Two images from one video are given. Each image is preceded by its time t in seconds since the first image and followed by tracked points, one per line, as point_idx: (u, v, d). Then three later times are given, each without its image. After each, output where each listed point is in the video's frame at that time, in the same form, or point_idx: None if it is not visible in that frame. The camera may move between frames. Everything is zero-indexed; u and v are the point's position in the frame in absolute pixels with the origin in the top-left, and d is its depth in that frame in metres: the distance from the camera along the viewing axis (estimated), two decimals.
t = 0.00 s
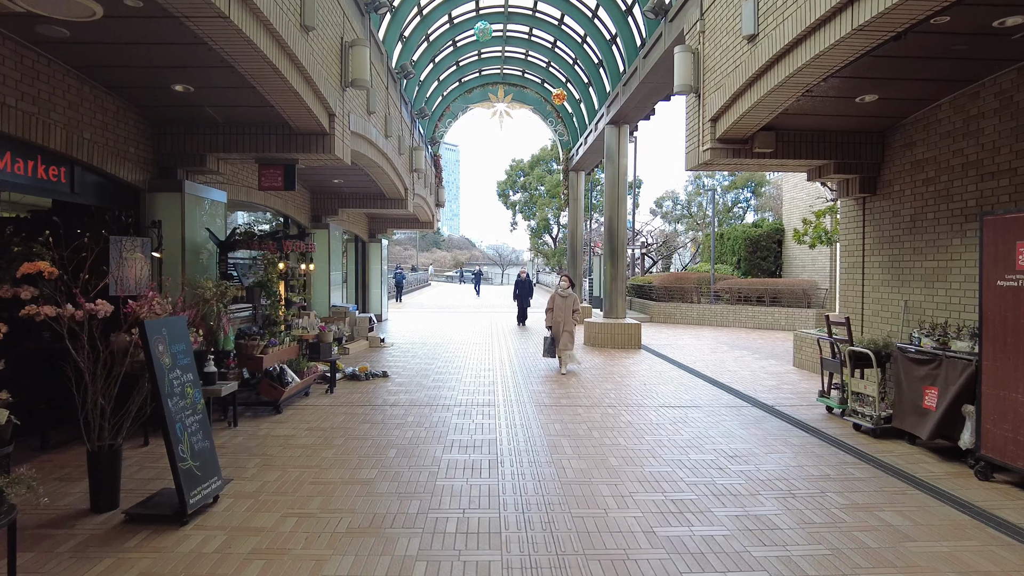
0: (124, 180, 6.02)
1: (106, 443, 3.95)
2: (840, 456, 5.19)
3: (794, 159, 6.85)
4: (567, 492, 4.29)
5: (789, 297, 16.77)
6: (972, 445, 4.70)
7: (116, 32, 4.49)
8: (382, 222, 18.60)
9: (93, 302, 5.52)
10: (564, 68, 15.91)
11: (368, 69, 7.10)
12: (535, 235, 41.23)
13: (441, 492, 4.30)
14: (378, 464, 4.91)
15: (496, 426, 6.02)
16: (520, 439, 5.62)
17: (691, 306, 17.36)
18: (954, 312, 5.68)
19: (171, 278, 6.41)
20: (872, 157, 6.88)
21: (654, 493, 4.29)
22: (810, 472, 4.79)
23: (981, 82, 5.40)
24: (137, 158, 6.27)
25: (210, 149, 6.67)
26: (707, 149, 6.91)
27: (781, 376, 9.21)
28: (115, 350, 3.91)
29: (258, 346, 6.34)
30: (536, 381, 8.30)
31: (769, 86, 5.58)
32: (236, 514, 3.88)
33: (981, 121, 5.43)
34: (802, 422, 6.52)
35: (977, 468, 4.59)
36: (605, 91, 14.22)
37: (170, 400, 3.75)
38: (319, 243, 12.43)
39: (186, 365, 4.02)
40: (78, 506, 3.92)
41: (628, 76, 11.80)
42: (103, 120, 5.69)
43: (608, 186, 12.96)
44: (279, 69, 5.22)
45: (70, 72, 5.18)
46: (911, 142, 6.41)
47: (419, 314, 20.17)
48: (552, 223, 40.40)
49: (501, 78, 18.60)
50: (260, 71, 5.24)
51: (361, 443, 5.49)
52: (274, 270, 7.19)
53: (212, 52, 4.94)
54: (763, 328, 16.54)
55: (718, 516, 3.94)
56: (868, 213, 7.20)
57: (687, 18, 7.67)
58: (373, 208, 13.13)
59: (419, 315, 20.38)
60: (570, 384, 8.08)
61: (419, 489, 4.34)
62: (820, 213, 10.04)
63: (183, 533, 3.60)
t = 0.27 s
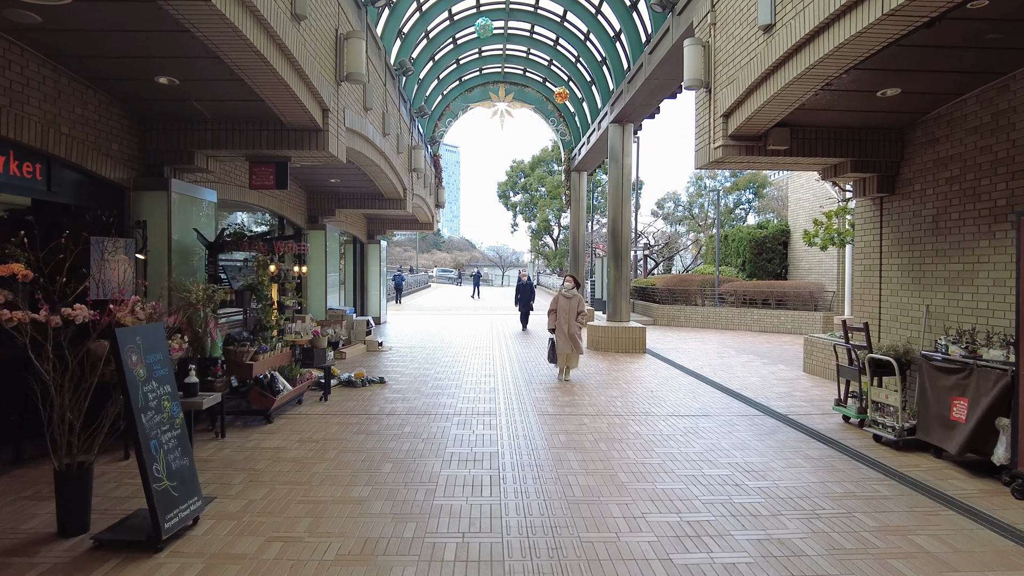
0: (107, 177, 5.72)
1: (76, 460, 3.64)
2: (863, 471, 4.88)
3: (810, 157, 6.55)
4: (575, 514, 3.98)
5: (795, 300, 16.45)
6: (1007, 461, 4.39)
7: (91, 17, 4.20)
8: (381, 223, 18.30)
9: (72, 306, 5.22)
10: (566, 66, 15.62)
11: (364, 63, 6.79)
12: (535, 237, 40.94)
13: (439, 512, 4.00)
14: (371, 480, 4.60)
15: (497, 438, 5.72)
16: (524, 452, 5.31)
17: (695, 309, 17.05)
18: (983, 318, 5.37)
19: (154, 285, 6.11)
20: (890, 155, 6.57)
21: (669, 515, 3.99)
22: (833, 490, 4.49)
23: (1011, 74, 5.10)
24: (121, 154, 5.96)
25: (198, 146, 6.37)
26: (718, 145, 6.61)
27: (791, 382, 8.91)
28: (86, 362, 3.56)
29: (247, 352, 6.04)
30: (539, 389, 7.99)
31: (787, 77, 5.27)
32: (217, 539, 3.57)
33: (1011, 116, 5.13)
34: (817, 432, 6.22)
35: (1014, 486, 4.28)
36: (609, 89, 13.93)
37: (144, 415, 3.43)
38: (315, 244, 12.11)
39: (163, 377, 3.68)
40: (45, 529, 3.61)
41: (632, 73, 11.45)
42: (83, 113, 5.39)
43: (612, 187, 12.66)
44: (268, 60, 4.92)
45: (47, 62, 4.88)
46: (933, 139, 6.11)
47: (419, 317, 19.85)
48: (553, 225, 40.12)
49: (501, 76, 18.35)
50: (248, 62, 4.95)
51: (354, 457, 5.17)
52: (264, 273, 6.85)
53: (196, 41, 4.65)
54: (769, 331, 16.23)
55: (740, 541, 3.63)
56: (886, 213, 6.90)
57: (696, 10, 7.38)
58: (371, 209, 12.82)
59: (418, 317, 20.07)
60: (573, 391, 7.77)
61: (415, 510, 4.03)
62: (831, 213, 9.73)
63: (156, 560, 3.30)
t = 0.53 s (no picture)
0: (85, 168, 5.41)
1: (36, 472, 3.34)
2: (886, 480, 4.58)
3: (825, 148, 6.24)
4: (581, 530, 3.67)
5: (800, 298, 16.14)
6: None
7: None
8: (379, 221, 17.98)
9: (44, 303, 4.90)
10: (567, 62, 15.32)
11: (357, 50, 6.46)
12: (535, 236, 40.63)
13: (434, 528, 3.69)
14: (362, 491, 4.30)
15: (496, 444, 5.42)
16: (525, 460, 5.00)
17: (698, 309, 16.74)
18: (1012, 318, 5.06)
19: (134, 282, 5.81)
20: (909, 146, 6.26)
21: (682, 531, 3.68)
22: (857, 501, 4.18)
23: None
24: (99, 144, 5.66)
25: (183, 136, 6.06)
26: (729, 136, 6.30)
27: (801, 384, 8.60)
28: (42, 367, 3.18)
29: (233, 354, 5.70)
30: (540, 392, 7.69)
31: (805, 61, 4.95)
32: (189, 558, 3.27)
33: None
34: (833, 437, 5.91)
35: None
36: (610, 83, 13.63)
37: (105, 423, 3.09)
38: (309, 241, 11.76)
39: (127, 380, 3.33)
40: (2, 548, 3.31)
41: (636, 66, 11.11)
42: (57, 99, 5.07)
43: (615, 184, 12.37)
44: (252, 42, 4.60)
45: (16, 43, 4.57)
46: (955, 129, 5.80)
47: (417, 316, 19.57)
48: (553, 224, 39.83)
49: (501, 71, 18.07)
50: (230, 45, 4.63)
51: (344, 465, 4.87)
52: (250, 268, 6.52)
53: (174, 20, 4.34)
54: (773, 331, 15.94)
55: (762, 560, 3.32)
56: (903, 207, 6.58)
57: None
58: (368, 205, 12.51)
59: (416, 317, 19.76)
60: (575, 394, 7.46)
61: (408, 525, 3.73)
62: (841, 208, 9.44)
63: None
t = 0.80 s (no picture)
0: (60, 166, 5.10)
1: None
2: (914, 499, 4.28)
3: (842, 145, 5.93)
4: (589, 560, 3.36)
5: (806, 299, 15.83)
6: None
7: None
8: (377, 221, 17.67)
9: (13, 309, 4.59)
10: (568, 59, 15.01)
11: (349, 40, 6.13)
12: (535, 236, 40.33)
13: (428, 558, 3.38)
14: (351, 514, 3.99)
15: (496, 459, 5.11)
16: (526, 477, 4.69)
17: (702, 310, 16.45)
18: None
19: (114, 286, 5.50)
20: (931, 142, 5.94)
21: (700, 561, 3.37)
22: (885, 524, 3.88)
23: None
24: (76, 140, 5.34)
25: (166, 132, 5.75)
26: (741, 132, 6.00)
27: (813, 390, 8.29)
28: None
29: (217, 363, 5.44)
30: (542, 400, 7.37)
31: (826, 51, 4.65)
32: None
33: None
34: (851, 450, 5.60)
35: None
36: (612, 80, 13.32)
37: (60, 447, 2.77)
38: (304, 242, 11.46)
39: (87, 399, 3.00)
40: None
41: (640, 60, 10.75)
42: (28, 93, 4.76)
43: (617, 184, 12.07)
44: (235, 30, 4.28)
45: None
46: (980, 124, 5.49)
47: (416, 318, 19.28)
48: (553, 224, 39.53)
49: (501, 69, 17.80)
50: (211, 34, 4.32)
51: (334, 483, 4.57)
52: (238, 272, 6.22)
53: (149, 7, 4.03)
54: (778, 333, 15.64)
55: None
56: (923, 207, 6.27)
57: None
58: (364, 205, 12.21)
59: (415, 318, 19.46)
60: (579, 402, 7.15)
61: (400, 555, 3.42)
62: (853, 208, 9.16)
63: None
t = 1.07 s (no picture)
0: (35, 158, 4.79)
1: None
2: (949, 515, 3.98)
3: (862, 137, 5.63)
4: None
5: (813, 299, 15.53)
6: None
7: None
8: (375, 219, 17.36)
9: None
10: (570, 54, 14.69)
11: (343, 27, 5.82)
12: (535, 235, 40.04)
13: None
14: (343, 531, 3.69)
15: (498, 469, 4.81)
16: (531, 490, 4.39)
17: (707, 311, 16.16)
18: None
19: (93, 286, 5.18)
20: (956, 133, 5.64)
21: None
22: (922, 544, 3.57)
23: None
24: (53, 131, 5.04)
25: (149, 123, 5.44)
26: (755, 123, 5.69)
27: (826, 394, 8.00)
28: None
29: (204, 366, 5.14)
30: (546, 405, 7.06)
31: (850, 35, 4.35)
32: None
33: None
34: (873, 458, 5.31)
35: None
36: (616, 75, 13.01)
37: (13, 466, 2.48)
38: (299, 240, 11.20)
39: (48, 411, 2.71)
40: None
41: (645, 54, 10.46)
42: None
43: (622, 181, 11.77)
44: (218, 10, 3.98)
45: None
46: (1011, 114, 5.18)
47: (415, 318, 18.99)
48: (554, 223, 39.23)
49: (502, 64, 17.53)
50: (193, 15, 4.02)
51: (325, 496, 4.27)
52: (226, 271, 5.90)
53: None
54: (784, 333, 15.34)
55: None
56: (947, 202, 5.96)
57: None
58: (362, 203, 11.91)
59: (415, 319, 19.15)
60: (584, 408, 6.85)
61: None
62: (866, 206, 8.88)
63: None
